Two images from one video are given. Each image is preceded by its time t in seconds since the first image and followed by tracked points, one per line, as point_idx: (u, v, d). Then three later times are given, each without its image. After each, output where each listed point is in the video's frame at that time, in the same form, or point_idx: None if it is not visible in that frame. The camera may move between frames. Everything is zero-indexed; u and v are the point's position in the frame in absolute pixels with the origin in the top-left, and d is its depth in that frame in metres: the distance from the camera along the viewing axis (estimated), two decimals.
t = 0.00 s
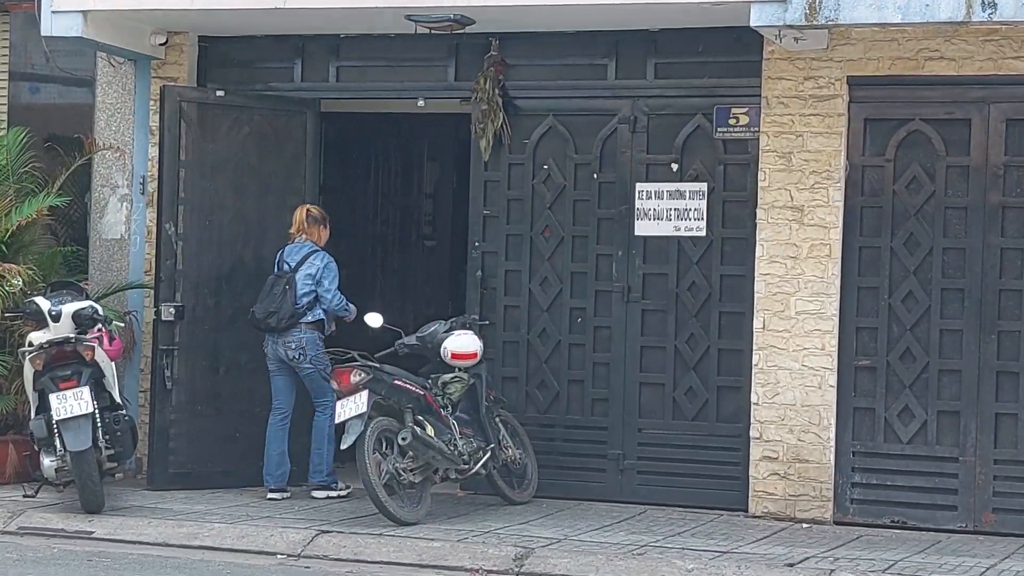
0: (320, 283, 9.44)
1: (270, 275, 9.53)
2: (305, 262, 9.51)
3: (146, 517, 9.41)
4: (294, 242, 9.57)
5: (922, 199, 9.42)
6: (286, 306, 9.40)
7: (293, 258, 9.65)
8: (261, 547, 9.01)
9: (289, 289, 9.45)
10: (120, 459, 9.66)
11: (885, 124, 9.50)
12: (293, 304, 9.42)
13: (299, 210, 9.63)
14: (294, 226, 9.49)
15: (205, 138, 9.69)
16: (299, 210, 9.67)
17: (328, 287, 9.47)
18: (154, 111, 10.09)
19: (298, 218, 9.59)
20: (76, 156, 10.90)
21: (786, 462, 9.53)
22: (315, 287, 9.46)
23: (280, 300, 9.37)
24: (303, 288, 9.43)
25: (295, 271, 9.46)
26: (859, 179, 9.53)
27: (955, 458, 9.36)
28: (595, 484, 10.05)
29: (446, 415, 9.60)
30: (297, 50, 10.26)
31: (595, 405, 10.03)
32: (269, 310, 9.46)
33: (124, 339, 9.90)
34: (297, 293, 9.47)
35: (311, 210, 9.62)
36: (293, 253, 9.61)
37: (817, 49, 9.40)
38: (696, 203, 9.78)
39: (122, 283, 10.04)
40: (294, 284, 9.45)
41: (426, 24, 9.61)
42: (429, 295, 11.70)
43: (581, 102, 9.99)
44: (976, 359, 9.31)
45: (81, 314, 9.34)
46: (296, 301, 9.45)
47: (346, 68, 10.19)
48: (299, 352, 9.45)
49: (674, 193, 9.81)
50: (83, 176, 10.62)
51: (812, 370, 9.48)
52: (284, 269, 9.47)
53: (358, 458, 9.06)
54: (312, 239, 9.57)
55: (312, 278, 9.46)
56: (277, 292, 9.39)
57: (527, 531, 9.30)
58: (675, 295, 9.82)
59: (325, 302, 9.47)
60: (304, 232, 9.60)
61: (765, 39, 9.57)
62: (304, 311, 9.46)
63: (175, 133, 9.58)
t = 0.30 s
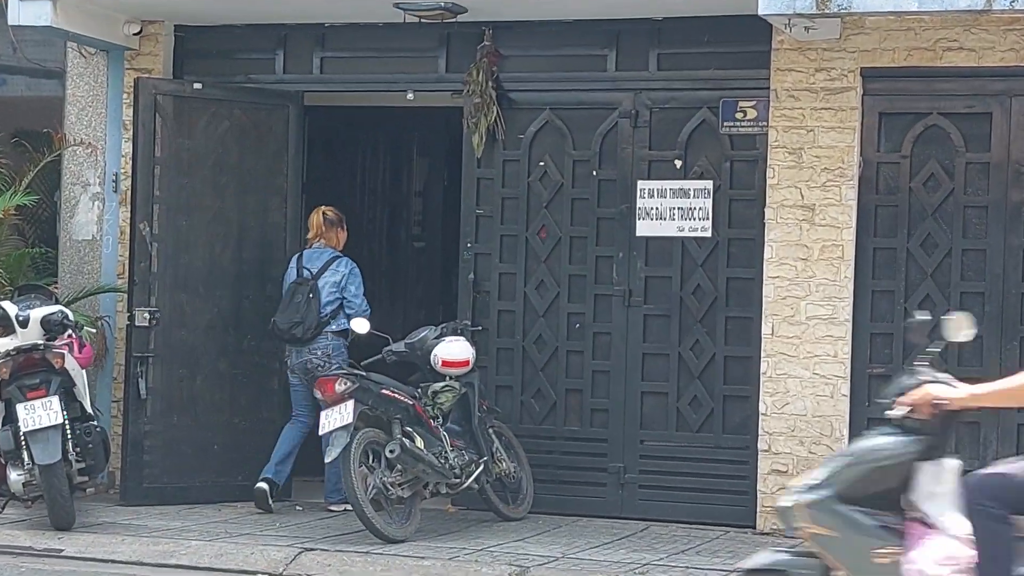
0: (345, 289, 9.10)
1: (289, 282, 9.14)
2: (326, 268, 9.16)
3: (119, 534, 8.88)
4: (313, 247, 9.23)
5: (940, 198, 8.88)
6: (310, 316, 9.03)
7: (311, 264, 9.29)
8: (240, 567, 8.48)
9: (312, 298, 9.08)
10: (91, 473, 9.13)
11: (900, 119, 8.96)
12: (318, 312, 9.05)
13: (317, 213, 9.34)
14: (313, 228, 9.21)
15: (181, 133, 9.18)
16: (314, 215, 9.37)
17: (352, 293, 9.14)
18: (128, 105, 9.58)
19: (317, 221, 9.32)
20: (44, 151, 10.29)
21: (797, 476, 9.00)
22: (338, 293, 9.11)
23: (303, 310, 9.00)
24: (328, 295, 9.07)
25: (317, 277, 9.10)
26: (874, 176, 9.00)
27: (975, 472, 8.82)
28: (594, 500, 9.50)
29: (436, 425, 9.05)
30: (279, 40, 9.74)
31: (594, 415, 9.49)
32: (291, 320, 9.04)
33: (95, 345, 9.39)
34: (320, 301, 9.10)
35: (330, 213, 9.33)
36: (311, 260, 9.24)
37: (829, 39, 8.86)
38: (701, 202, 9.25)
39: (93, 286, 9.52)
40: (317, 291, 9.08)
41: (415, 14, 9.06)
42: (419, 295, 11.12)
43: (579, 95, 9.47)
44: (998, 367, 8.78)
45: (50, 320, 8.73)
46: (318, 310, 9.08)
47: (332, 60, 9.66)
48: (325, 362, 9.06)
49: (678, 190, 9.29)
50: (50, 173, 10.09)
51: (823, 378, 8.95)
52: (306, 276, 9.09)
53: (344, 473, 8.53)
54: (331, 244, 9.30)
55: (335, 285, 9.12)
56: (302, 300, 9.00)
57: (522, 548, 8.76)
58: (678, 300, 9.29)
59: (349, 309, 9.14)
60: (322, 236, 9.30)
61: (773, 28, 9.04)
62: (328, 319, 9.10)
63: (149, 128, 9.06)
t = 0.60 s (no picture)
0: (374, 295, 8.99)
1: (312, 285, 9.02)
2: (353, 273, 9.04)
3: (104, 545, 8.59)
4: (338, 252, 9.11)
5: (954, 197, 8.55)
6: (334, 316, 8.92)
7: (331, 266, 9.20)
8: None
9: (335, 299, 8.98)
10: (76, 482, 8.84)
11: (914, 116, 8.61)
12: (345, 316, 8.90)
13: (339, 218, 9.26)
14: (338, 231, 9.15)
15: (169, 132, 8.88)
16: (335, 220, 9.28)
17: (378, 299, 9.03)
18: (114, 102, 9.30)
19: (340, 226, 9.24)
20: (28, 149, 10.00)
21: (806, 485, 8.68)
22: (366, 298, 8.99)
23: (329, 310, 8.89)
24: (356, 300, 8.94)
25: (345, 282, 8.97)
26: (885, 175, 8.66)
27: (990, 482, 8.50)
28: (597, 510, 9.18)
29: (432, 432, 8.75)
30: (270, 35, 9.47)
31: (596, 423, 9.17)
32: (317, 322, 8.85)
33: (81, 351, 9.11)
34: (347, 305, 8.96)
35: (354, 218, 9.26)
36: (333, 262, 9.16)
37: (839, 33, 8.55)
38: (706, 202, 8.94)
39: (79, 289, 9.25)
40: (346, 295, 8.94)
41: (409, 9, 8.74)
42: (417, 302, 10.77)
43: (580, 92, 9.15)
44: (1014, 372, 8.45)
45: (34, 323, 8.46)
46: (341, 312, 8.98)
47: (324, 55, 9.40)
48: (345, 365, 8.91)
49: (683, 190, 8.97)
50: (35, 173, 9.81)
51: (833, 384, 8.65)
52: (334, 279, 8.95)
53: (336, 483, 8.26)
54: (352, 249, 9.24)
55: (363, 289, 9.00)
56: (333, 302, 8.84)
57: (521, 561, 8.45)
58: (683, 303, 8.98)
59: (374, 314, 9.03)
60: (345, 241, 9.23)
61: (781, 21, 8.72)
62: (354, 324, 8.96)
63: (136, 125, 8.75)
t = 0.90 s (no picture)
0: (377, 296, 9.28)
1: (319, 290, 9.23)
2: (355, 275, 9.30)
3: (94, 554, 8.40)
4: (341, 256, 9.38)
5: (963, 199, 8.37)
6: (345, 318, 9.13)
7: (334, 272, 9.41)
8: None
9: (344, 303, 9.18)
10: (66, 490, 8.65)
11: (920, 115, 8.45)
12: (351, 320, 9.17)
13: (340, 223, 9.51)
14: (338, 236, 9.40)
15: (160, 133, 8.71)
16: (336, 225, 9.54)
17: (383, 301, 9.32)
18: (105, 101, 9.12)
19: (340, 230, 9.49)
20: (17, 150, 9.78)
21: (810, 493, 8.51)
22: (370, 300, 9.27)
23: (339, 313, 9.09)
24: (361, 302, 9.22)
25: (348, 285, 9.24)
26: (892, 177, 8.48)
27: (999, 490, 8.31)
28: (596, 519, 9.00)
29: (429, 439, 8.57)
30: (264, 33, 9.30)
31: (596, 430, 8.98)
32: (324, 325, 9.10)
33: (70, 356, 8.93)
34: (352, 308, 9.22)
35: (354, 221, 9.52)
36: (336, 268, 9.38)
37: (845, 30, 8.37)
38: (708, 204, 8.74)
39: (68, 292, 9.07)
40: (350, 298, 9.21)
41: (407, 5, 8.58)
42: (414, 306, 10.68)
43: (580, 91, 8.97)
44: None
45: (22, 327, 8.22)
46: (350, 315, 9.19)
47: (319, 53, 9.23)
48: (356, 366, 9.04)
49: (684, 191, 8.78)
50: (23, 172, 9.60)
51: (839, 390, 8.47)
52: (337, 284, 9.21)
53: (331, 491, 8.08)
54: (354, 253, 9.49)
55: (366, 292, 9.27)
56: (338, 306, 9.11)
57: (519, 570, 8.28)
58: (685, 307, 8.79)
59: (381, 316, 9.31)
60: (347, 244, 9.47)
61: (786, 19, 8.55)
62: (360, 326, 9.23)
63: (127, 125, 8.60)
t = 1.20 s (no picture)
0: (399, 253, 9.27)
1: (341, 248, 9.24)
2: (377, 232, 9.29)
3: (107, 511, 8.44)
4: (362, 213, 9.36)
5: (976, 158, 8.33)
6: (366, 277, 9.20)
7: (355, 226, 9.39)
8: (233, 546, 8.04)
9: (366, 261, 9.22)
10: (77, 445, 8.67)
11: (934, 74, 8.40)
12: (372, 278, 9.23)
13: (363, 179, 9.49)
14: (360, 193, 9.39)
15: (170, 88, 8.69)
16: (358, 181, 9.51)
17: (404, 258, 9.32)
18: (115, 56, 9.08)
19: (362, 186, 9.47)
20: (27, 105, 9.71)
21: (820, 453, 8.52)
22: (392, 257, 9.28)
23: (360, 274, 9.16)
24: (383, 260, 9.24)
25: (369, 242, 9.25)
26: (905, 136, 8.44)
27: (1010, 450, 8.31)
28: (604, 478, 8.99)
29: (440, 398, 8.58)
30: None
31: (606, 389, 8.96)
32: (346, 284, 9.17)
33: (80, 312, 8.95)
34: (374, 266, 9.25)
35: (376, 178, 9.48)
36: (358, 223, 9.35)
37: None
38: (720, 162, 8.71)
39: (78, 248, 9.06)
40: (371, 256, 9.23)
41: None
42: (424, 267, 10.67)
43: (591, 49, 8.92)
44: None
45: (33, 283, 8.29)
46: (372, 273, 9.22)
47: (329, 11, 9.19)
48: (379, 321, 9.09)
49: (696, 150, 8.75)
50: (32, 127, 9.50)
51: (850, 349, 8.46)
52: (358, 241, 9.24)
53: (340, 447, 8.11)
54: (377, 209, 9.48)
55: (388, 248, 9.28)
56: (358, 265, 9.17)
57: (528, 528, 8.31)
58: (696, 266, 8.76)
59: (402, 274, 9.33)
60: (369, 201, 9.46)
61: None
62: (383, 283, 9.27)
63: (136, 80, 8.60)
